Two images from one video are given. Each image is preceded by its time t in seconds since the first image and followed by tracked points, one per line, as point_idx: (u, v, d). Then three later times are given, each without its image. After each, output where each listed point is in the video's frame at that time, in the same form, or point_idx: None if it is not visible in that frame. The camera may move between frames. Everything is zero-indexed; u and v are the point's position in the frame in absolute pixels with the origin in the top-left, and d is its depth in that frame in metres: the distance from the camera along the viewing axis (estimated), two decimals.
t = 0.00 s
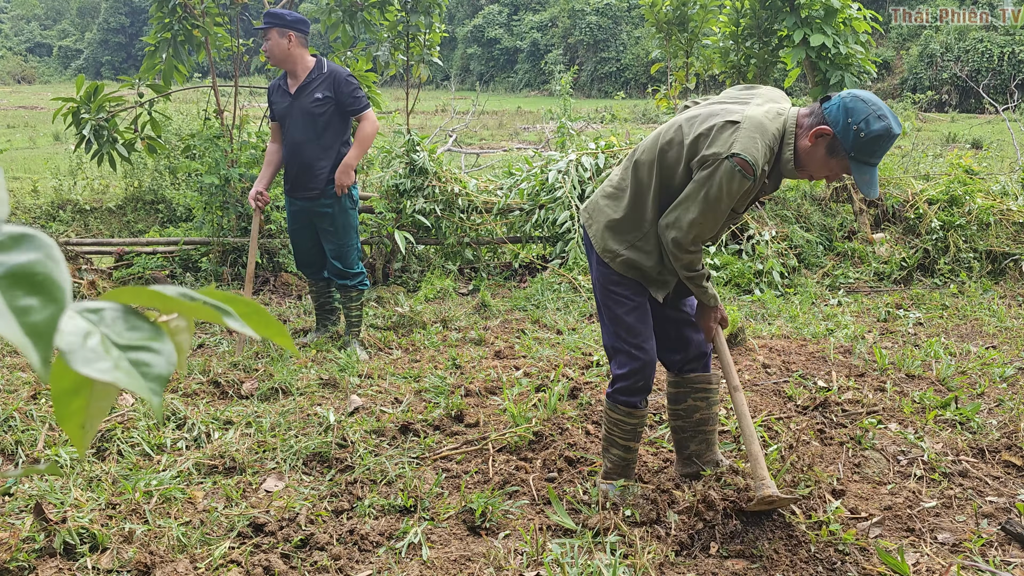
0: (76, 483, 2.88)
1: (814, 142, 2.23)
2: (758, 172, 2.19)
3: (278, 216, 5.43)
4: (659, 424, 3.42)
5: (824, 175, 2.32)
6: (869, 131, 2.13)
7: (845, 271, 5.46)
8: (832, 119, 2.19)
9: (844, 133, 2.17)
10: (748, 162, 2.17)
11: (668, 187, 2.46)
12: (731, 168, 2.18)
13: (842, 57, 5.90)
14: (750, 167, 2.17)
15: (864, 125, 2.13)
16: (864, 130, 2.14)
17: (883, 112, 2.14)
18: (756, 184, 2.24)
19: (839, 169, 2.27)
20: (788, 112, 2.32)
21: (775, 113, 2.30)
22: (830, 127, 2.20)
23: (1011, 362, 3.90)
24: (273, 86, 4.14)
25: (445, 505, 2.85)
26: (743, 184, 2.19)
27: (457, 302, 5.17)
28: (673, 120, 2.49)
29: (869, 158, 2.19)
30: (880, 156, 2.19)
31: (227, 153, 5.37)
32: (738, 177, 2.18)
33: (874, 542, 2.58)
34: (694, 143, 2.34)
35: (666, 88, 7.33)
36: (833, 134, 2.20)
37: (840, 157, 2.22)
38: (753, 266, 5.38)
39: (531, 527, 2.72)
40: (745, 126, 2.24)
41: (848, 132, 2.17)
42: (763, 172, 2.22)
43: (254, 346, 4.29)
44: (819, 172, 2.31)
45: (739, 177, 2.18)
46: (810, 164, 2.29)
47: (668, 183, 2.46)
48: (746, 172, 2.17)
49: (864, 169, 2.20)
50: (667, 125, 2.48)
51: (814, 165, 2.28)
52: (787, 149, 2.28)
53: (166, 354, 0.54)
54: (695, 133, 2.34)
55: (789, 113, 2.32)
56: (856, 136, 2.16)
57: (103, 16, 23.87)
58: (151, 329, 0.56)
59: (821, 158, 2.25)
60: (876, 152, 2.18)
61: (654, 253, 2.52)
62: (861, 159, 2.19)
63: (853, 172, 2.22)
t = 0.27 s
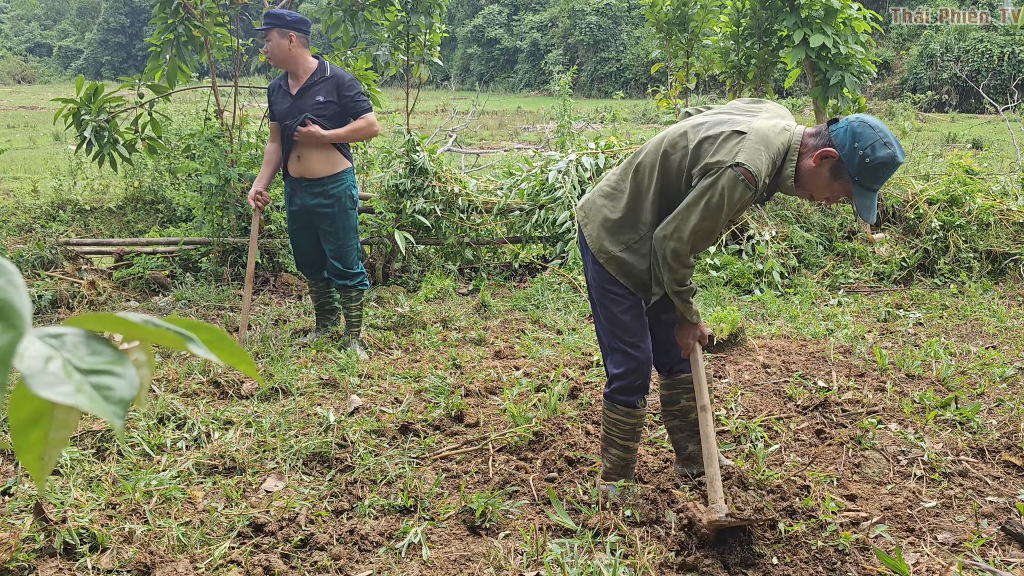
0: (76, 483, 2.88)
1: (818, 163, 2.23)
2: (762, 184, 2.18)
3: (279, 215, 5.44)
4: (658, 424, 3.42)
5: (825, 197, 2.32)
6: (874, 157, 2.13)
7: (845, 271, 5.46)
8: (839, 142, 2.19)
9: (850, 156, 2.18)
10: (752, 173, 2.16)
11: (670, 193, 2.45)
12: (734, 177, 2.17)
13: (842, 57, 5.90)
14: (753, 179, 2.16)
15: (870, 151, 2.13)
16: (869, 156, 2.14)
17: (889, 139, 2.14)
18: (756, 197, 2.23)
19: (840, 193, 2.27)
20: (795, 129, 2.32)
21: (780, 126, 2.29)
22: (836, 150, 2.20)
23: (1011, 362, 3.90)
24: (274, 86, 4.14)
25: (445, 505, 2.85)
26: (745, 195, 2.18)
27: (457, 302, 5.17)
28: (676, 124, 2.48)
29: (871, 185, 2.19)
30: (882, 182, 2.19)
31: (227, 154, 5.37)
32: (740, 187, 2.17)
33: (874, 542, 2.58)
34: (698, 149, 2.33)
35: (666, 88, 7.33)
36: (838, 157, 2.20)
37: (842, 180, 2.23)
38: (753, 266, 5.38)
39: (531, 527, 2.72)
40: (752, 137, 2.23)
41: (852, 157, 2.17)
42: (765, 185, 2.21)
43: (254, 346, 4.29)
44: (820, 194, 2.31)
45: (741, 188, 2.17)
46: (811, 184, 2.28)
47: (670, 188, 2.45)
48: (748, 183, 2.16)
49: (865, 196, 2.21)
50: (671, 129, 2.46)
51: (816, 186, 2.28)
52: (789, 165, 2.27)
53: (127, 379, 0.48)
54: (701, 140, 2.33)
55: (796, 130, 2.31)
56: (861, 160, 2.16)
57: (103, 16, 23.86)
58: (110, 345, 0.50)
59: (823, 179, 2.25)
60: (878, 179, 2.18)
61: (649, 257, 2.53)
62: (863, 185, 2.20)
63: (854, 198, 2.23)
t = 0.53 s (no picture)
0: (76, 483, 2.88)
1: (808, 187, 2.23)
2: (761, 198, 2.19)
3: (279, 215, 5.43)
4: (658, 424, 3.42)
5: (816, 220, 2.32)
6: (860, 188, 2.12)
7: (845, 271, 5.46)
8: (828, 167, 2.19)
9: (837, 185, 2.17)
10: (749, 190, 2.17)
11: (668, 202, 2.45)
12: (732, 196, 2.18)
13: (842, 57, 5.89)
14: (750, 197, 2.18)
15: (856, 181, 2.11)
16: (855, 186, 2.13)
17: (878, 169, 2.11)
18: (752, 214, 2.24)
19: (829, 219, 2.27)
20: (794, 147, 2.32)
21: (775, 139, 2.29)
22: (824, 176, 2.19)
23: (1011, 362, 3.90)
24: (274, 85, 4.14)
25: (445, 505, 2.85)
26: (742, 212, 2.19)
27: (457, 302, 5.17)
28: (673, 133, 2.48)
29: (858, 214, 2.18)
30: (870, 211, 2.18)
31: (227, 154, 5.37)
32: (737, 204, 2.18)
33: (875, 542, 2.58)
34: (696, 162, 2.34)
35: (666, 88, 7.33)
36: (826, 183, 2.20)
37: (830, 207, 2.22)
38: (753, 266, 5.38)
39: (531, 527, 2.72)
40: (750, 152, 2.24)
41: (840, 185, 2.16)
42: (762, 202, 2.22)
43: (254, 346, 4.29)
44: (811, 217, 2.31)
45: (738, 206, 2.18)
46: (802, 207, 2.28)
47: (668, 197, 2.44)
48: (746, 200, 2.18)
49: (851, 225, 2.20)
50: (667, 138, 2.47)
51: (807, 210, 2.28)
52: (785, 185, 2.27)
53: (52, 325, 0.68)
54: (701, 152, 2.33)
55: (795, 147, 2.31)
56: (847, 190, 2.15)
57: (103, 16, 23.86)
58: (39, 304, 0.70)
59: (812, 204, 2.25)
60: (866, 209, 2.17)
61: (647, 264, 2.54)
62: (850, 214, 2.19)
63: (842, 226, 2.22)
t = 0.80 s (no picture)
0: (76, 483, 2.88)
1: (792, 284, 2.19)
2: (749, 299, 2.17)
3: (279, 215, 5.43)
4: (658, 424, 3.42)
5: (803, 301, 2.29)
6: (835, 302, 2.09)
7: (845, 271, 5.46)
8: (805, 278, 2.14)
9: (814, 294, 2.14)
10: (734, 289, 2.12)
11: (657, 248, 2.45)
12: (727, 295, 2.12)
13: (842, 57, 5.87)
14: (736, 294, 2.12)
15: (831, 301, 2.09)
16: (830, 301, 2.10)
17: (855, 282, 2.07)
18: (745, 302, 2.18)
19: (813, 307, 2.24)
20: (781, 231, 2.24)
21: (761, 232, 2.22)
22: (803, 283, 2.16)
23: (1011, 362, 3.90)
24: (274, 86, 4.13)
25: (445, 505, 2.85)
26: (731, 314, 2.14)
27: (457, 303, 5.17)
28: (669, 187, 2.36)
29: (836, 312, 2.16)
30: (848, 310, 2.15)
31: (227, 154, 5.37)
32: (725, 306, 2.12)
33: (875, 542, 2.58)
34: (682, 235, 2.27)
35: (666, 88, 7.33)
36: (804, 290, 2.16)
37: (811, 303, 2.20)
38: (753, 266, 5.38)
39: (531, 527, 2.72)
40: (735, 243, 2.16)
41: (816, 297, 2.13)
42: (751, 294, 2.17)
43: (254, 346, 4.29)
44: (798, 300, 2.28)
45: (726, 307, 2.13)
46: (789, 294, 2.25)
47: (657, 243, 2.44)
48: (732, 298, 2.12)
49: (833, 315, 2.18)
50: (661, 193, 2.38)
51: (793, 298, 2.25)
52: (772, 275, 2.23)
53: (17, 404, 0.62)
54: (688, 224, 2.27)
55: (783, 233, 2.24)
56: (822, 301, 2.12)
57: (103, 16, 23.85)
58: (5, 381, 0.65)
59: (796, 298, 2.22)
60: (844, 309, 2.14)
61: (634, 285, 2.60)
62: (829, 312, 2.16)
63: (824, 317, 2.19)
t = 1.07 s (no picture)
0: (76, 483, 2.88)
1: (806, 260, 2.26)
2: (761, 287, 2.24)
3: (279, 215, 5.44)
4: (659, 424, 3.42)
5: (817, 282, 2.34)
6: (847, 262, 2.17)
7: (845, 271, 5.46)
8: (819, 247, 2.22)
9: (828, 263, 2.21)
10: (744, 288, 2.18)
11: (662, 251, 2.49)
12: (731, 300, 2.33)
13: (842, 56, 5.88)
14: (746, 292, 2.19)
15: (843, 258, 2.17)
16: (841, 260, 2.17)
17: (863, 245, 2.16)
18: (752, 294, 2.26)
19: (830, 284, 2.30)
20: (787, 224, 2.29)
21: (765, 228, 2.26)
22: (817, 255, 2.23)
23: (1011, 362, 3.90)
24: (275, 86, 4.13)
25: (445, 505, 2.85)
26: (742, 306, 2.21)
27: (457, 303, 5.17)
28: (667, 192, 2.43)
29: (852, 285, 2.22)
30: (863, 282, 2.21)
31: (227, 154, 5.38)
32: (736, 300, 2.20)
33: (875, 542, 2.58)
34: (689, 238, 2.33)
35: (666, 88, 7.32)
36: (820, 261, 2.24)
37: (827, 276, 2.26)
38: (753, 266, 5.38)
39: (531, 527, 2.72)
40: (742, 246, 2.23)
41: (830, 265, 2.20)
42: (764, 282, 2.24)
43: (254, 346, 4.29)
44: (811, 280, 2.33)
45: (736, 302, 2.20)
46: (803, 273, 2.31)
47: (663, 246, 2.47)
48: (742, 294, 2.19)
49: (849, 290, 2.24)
50: (661, 199, 2.43)
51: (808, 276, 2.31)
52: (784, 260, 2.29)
53: (38, 353, 0.76)
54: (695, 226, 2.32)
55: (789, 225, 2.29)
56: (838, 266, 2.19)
57: (103, 16, 23.84)
58: (23, 333, 0.78)
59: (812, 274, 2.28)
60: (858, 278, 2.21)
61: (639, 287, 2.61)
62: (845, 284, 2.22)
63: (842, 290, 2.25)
